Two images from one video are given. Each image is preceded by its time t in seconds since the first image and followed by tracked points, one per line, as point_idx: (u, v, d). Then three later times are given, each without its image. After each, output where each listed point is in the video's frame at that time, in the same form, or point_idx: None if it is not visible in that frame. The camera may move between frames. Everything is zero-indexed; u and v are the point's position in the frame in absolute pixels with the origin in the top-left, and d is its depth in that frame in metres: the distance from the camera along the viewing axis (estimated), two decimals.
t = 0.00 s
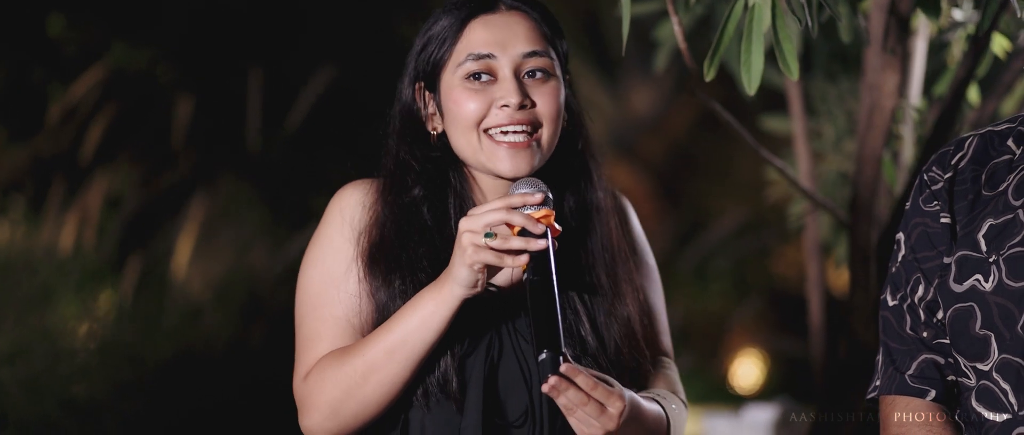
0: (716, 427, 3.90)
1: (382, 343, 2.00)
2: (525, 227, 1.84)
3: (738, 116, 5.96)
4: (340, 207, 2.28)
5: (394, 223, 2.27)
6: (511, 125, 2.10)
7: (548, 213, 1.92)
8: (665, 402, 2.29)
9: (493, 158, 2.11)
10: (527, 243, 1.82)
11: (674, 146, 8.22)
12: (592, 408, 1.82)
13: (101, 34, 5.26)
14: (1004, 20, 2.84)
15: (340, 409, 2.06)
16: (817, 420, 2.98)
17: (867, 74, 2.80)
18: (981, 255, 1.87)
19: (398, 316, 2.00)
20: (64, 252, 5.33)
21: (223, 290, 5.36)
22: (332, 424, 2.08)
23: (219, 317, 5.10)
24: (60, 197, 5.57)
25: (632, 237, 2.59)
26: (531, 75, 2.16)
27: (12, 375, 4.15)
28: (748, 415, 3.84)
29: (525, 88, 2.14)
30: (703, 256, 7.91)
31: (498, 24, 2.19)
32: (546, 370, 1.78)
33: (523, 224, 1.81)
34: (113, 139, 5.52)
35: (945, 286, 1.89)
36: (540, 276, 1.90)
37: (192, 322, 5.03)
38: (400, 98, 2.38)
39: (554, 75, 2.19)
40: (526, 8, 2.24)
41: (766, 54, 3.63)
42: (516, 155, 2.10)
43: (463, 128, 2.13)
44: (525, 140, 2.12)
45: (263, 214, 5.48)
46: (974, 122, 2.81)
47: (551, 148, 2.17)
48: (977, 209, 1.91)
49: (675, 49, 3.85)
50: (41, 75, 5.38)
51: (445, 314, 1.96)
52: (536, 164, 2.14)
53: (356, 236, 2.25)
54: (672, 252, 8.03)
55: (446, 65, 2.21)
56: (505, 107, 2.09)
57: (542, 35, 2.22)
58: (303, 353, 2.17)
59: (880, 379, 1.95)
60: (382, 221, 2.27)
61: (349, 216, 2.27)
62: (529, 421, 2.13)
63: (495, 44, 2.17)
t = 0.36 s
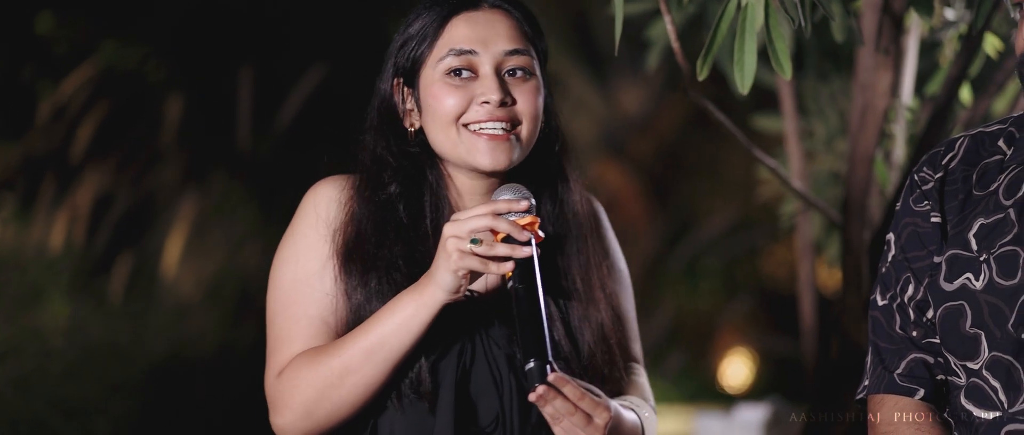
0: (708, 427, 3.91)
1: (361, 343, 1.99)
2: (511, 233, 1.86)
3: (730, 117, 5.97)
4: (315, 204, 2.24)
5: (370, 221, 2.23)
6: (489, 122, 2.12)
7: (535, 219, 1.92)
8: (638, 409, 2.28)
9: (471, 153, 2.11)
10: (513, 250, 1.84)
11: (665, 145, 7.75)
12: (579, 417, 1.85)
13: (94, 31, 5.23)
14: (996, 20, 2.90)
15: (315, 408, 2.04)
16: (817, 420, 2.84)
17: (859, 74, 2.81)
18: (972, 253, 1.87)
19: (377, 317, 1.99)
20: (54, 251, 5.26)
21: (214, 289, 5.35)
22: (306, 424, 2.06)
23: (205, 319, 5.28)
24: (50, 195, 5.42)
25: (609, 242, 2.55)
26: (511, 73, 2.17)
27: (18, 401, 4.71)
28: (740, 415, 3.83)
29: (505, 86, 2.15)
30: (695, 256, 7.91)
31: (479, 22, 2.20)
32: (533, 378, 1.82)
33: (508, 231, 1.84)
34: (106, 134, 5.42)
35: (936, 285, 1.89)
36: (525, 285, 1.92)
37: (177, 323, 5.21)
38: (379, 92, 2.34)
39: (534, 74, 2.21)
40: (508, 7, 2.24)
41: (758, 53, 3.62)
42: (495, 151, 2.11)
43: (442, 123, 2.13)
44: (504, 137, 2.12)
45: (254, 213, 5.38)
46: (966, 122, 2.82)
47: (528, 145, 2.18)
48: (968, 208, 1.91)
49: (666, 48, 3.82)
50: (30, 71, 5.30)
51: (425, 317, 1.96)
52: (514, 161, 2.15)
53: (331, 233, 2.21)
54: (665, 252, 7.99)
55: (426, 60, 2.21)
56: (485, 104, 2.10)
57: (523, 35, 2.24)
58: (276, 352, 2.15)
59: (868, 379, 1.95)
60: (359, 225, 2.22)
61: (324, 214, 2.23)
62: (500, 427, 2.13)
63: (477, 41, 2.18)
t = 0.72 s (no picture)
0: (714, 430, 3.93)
1: (345, 345, 1.99)
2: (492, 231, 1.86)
3: (734, 122, 5.96)
4: (290, 211, 2.25)
5: (356, 223, 2.27)
6: (483, 115, 2.13)
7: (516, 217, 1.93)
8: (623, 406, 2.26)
9: (459, 139, 2.11)
10: (495, 247, 1.84)
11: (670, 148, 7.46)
12: (564, 410, 1.81)
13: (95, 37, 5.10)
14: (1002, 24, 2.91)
15: (298, 414, 2.03)
16: (816, 420, 2.89)
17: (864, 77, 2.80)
18: (977, 259, 1.86)
19: (360, 319, 1.99)
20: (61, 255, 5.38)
21: (215, 294, 5.49)
22: (288, 429, 2.05)
23: (209, 322, 5.35)
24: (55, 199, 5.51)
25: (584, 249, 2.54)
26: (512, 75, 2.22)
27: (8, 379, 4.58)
28: (745, 419, 3.84)
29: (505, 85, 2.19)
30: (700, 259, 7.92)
31: (490, 24, 2.27)
32: (517, 372, 1.81)
33: (490, 228, 1.83)
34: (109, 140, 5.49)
35: (941, 291, 1.88)
36: (507, 280, 1.93)
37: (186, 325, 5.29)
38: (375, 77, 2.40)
39: (530, 83, 2.26)
40: (518, 21, 2.32)
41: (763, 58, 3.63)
42: (483, 140, 2.11)
43: (436, 106, 2.14)
44: (493, 132, 2.13)
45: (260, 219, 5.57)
46: (971, 126, 2.82)
47: (512, 147, 2.19)
48: (972, 214, 1.91)
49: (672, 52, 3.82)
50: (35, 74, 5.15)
51: (407, 318, 1.96)
52: (496, 161, 2.15)
53: (312, 239, 2.24)
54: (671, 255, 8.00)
55: (431, 48, 2.24)
56: (485, 96, 2.13)
57: (527, 48, 2.31)
58: (255, 359, 2.14)
59: (875, 385, 1.94)
60: (349, 222, 2.27)
61: (302, 221, 2.25)
62: (483, 425, 2.12)
63: (486, 39, 2.23)
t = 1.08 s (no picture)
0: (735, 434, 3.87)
1: (364, 346, 2.05)
2: (512, 231, 1.94)
3: (755, 129, 5.92)
4: (307, 218, 2.33)
5: (373, 228, 2.35)
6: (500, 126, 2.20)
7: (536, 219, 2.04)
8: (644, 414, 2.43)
9: (478, 150, 2.19)
10: (515, 248, 1.93)
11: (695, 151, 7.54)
12: (583, 410, 1.98)
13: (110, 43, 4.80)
14: None
15: (318, 414, 2.09)
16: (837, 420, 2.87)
17: (886, 81, 2.79)
18: (997, 263, 2.00)
19: (379, 321, 2.05)
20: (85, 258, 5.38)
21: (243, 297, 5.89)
22: (308, 429, 2.11)
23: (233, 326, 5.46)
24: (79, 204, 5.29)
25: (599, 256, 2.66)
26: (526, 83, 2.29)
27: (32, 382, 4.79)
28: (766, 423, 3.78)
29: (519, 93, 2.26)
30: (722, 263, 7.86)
31: (503, 30, 2.32)
32: (538, 371, 1.96)
33: (511, 228, 1.92)
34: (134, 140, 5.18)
35: (961, 295, 2.03)
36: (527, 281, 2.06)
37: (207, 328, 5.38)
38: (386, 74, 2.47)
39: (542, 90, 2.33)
40: (529, 24, 2.37)
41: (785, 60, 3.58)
42: (499, 152, 2.19)
43: (454, 116, 2.21)
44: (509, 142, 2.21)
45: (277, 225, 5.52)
46: (992, 130, 2.81)
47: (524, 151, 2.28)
48: (992, 219, 2.05)
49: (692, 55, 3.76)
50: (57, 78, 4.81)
51: (426, 320, 2.02)
52: (512, 169, 2.24)
53: (326, 245, 2.31)
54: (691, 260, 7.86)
55: (445, 54, 2.29)
56: (501, 106, 2.20)
57: (539, 53, 2.36)
58: (274, 362, 2.21)
59: (896, 387, 2.08)
60: (364, 226, 2.35)
61: (316, 228, 2.32)
62: (498, 427, 2.19)
63: (501, 46, 2.28)
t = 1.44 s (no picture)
0: None
1: (367, 358, 2.06)
2: (514, 246, 1.94)
3: (757, 134, 5.94)
4: (308, 225, 2.33)
5: (375, 239, 2.36)
6: (498, 144, 2.23)
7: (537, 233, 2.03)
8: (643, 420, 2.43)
9: (476, 168, 2.23)
10: (516, 262, 1.92)
11: (704, 152, 7.39)
12: (582, 425, 2.00)
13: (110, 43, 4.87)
14: None
15: (320, 424, 2.10)
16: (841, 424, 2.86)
17: (887, 86, 2.78)
18: (1000, 272, 2.01)
19: (383, 332, 2.07)
20: (92, 265, 5.46)
21: (249, 304, 5.71)
22: None
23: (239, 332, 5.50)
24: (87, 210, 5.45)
25: (597, 260, 2.67)
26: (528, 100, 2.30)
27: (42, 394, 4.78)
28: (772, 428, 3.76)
29: (520, 110, 2.27)
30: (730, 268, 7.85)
31: (508, 43, 2.32)
32: (538, 386, 1.97)
33: (512, 244, 1.92)
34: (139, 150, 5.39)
35: (964, 303, 2.04)
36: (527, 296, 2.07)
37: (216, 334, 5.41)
38: (387, 80, 2.46)
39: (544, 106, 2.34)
40: (534, 36, 2.36)
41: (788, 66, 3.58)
42: (497, 171, 2.23)
43: (454, 133, 2.24)
44: (507, 161, 2.24)
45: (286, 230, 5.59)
46: (995, 134, 2.81)
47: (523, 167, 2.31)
48: (995, 226, 2.06)
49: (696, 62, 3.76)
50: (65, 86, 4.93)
51: (429, 332, 2.03)
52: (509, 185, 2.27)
53: (328, 252, 2.32)
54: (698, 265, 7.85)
55: (448, 68, 2.29)
56: (502, 124, 2.22)
57: (542, 66, 2.36)
58: (276, 370, 2.22)
59: (899, 395, 2.10)
60: (366, 237, 2.36)
61: (318, 235, 2.33)
62: None
63: (505, 62, 2.29)
